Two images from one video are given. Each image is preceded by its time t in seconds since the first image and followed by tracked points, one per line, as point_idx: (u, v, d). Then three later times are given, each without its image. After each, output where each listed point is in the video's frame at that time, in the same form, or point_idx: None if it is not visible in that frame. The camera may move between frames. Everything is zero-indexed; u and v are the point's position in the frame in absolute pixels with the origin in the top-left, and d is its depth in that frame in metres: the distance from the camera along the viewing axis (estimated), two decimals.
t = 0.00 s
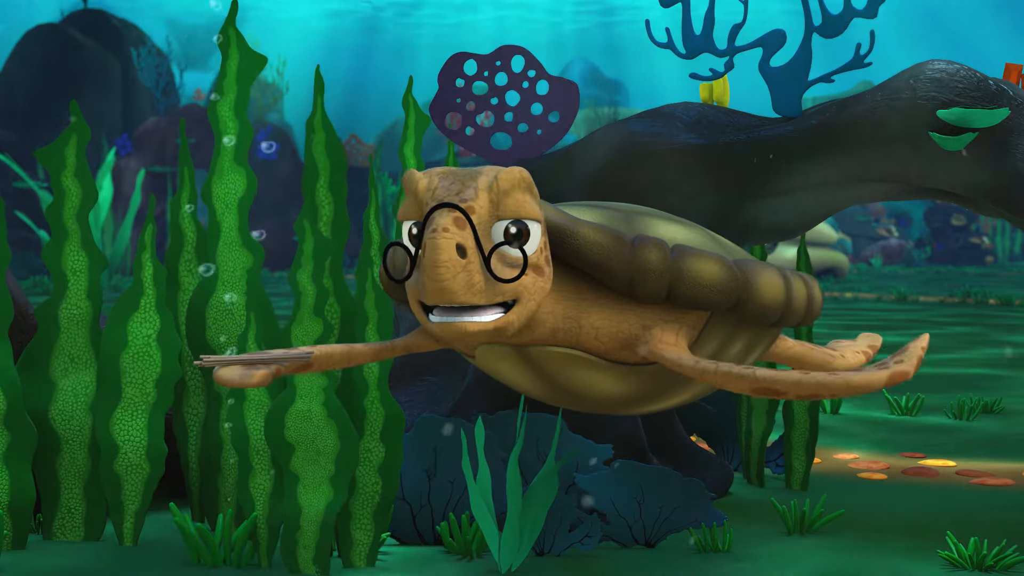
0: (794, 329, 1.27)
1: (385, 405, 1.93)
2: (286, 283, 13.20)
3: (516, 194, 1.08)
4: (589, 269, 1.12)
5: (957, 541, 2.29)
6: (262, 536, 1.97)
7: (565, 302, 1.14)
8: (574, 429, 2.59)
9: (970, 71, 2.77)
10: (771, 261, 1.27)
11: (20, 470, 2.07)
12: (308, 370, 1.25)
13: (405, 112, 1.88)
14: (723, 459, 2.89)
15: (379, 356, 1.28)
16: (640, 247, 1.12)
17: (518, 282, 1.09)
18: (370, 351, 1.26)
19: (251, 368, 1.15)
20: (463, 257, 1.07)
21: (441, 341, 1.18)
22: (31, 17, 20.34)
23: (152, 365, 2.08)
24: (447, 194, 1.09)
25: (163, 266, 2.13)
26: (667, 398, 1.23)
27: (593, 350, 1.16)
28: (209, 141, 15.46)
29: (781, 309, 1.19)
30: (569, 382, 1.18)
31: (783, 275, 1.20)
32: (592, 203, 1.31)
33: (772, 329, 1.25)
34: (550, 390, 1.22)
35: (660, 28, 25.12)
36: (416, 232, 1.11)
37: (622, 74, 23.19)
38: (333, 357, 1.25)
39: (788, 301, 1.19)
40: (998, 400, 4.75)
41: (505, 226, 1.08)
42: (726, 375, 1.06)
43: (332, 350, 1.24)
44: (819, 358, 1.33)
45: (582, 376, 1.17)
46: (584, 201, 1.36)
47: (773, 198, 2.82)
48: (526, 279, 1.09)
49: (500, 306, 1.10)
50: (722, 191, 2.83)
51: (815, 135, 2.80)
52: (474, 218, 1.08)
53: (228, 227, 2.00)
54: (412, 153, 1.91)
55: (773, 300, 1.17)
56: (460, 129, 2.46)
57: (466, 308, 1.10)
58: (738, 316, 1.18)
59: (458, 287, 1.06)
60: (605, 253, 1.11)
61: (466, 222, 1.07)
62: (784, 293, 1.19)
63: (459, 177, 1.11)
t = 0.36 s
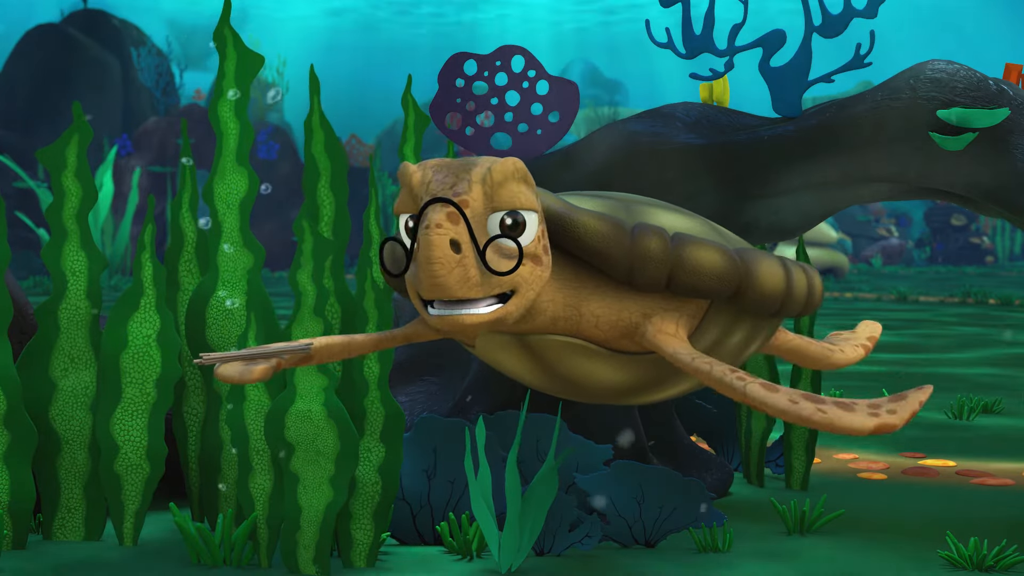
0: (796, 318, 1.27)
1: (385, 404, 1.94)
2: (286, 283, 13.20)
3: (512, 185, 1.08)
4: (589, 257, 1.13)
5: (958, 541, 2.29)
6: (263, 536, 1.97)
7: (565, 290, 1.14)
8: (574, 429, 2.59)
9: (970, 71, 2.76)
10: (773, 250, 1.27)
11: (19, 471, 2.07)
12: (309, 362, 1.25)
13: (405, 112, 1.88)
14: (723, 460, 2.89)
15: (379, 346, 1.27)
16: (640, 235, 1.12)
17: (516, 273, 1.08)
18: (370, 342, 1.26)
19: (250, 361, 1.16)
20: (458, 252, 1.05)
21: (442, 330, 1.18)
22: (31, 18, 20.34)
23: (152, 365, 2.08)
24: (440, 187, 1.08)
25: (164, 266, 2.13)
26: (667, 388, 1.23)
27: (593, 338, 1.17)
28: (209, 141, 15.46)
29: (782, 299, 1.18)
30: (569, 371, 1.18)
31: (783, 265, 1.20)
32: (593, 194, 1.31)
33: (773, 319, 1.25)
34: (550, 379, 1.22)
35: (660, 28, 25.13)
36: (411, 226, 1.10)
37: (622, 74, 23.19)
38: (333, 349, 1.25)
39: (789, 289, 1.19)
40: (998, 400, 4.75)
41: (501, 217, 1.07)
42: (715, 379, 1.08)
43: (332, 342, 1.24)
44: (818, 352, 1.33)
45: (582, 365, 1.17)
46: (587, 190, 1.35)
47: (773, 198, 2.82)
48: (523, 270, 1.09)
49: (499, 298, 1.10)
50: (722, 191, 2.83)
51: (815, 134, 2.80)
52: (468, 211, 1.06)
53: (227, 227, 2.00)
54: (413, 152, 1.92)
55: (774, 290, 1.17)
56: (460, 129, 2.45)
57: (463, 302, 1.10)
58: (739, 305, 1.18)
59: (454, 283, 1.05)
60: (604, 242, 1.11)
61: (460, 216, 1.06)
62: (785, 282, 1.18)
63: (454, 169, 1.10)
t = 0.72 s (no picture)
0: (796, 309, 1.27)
1: (385, 405, 1.94)
2: (286, 283, 13.19)
3: (521, 179, 1.08)
4: (589, 246, 1.13)
5: (958, 541, 2.29)
6: (263, 536, 1.97)
7: (566, 279, 1.14)
8: (574, 429, 2.59)
9: (970, 71, 2.76)
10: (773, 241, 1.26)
11: (19, 471, 2.07)
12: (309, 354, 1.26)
13: (405, 113, 1.88)
14: (723, 460, 2.89)
15: (379, 337, 1.28)
16: (640, 224, 1.13)
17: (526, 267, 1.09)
18: (370, 333, 1.27)
19: (251, 356, 1.16)
20: (472, 250, 1.06)
21: (443, 320, 1.18)
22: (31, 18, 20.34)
23: (152, 364, 2.08)
24: (451, 183, 1.09)
25: (163, 266, 2.13)
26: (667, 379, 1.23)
27: (594, 328, 1.17)
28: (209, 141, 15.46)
29: (782, 288, 1.18)
30: (570, 362, 1.18)
31: (783, 254, 1.19)
32: (595, 185, 1.31)
33: (773, 309, 1.24)
34: (550, 369, 1.21)
35: (660, 28, 25.12)
36: (419, 219, 1.11)
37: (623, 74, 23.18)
38: (334, 340, 1.25)
39: (789, 279, 1.18)
40: (998, 400, 4.75)
41: (512, 212, 1.08)
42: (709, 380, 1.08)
43: (332, 334, 1.25)
44: (816, 352, 1.33)
45: (582, 355, 1.17)
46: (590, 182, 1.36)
47: (773, 198, 2.82)
48: (533, 265, 1.09)
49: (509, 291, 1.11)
50: (721, 191, 2.83)
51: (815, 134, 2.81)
52: (480, 208, 1.07)
53: (228, 227, 2.00)
54: (413, 152, 1.92)
55: (774, 279, 1.17)
56: (459, 129, 2.45)
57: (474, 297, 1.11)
58: (739, 294, 1.19)
59: (468, 281, 1.05)
60: (605, 231, 1.12)
61: (473, 213, 1.06)
62: (786, 271, 1.18)
63: (462, 164, 1.10)
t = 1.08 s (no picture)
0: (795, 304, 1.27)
1: (385, 404, 1.93)
2: (286, 283, 13.19)
3: (527, 174, 1.08)
4: (589, 238, 1.13)
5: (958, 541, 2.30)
6: (262, 536, 1.97)
7: (565, 272, 1.14)
8: (574, 429, 2.60)
9: (970, 71, 2.76)
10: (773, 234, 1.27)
11: (19, 471, 2.07)
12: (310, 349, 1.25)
13: (406, 112, 1.88)
14: (723, 460, 2.89)
15: (379, 331, 1.26)
16: (640, 217, 1.13)
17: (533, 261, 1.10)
18: (370, 327, 1.25)
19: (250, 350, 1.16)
20: (479, 247, 1.06)
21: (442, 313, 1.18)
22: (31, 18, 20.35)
23: (152, 364, 2.08)
24: (455, 180, 1.08)
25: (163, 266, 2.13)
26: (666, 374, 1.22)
27: (594, 321, 1.17)
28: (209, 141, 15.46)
29: (781, 281, 1.18)
30: (571, 356, 1.17)
31: (783, 247, 1.20)
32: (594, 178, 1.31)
33: (773, 303, 1.24)
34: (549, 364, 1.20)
35: (660, 28, 25.12)
36: (422, 215, 1.10)
37: (623, 74, 23.17)
38: (334, 334, 1.23)
39: (789, 272, 1.18)
40: (998, 400, 4.75)
41: (518, 208, 1.08)
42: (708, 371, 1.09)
43: (333, 328, 1.23)
44: (813, 354, 1.34)
45: (583, 349, 1.16)
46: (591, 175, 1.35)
47: (773, 198, 2.82)
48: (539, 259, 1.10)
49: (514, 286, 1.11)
50: (722, 191, 2.83)
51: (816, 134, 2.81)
52: (485, 204, 1.07)
53: (228, 227, 2.00)
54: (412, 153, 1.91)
55: (774, 272, 1.17)
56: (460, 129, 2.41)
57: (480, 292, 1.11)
58: (739, 288, 1.18)
59: (475, 279, 1.07)
60: (605, 223, 1.12)
61: (479, 211, 1.06)
62: (785, 264, 1.18)
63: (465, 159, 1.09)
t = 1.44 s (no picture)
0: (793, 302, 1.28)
1: (385, 404, 1.93)
2: (286, 283, 13.18)
3: (479, 202, 1.02)
4: (590, 236, 1.12)
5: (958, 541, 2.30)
6: (263, 536, 1.97)
7: (566, 271, 1.13)
8: (574, 429, 2.60)
9: (970, 71, 2.75)
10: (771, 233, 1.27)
11: (19, 471, 2.07)
12: (310, 348, 1.25)
13: (405, 112, 1.88)
14: (723, 460, 2.89)
15: (379, 329, 1.26)
16: (641, 215, 1.13)
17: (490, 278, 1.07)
18: (370, 325, 1.25)
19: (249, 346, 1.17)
20: (419, 280, 1.03)
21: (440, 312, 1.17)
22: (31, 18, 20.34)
23: (152, 365, 2.08)
24: (402, 211, 1.05)
25: (163, 266, 2.13)
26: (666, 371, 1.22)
27: (594, 320, 1.17)
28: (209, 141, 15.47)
29: (780, 279, 1.19)
30: (570, 354, 1.17)
31: (782, 246, 1.20)
32: (592, 176, 1.30)
33: (772, 301, 1.25)
34: (548, 362, 1.20)
35: (660, 28, 25.13)
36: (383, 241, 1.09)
37: (623, 74, 23.17)
38: (334, 332, 1.24)
39: (788, 270, 1.19)
40: (998, 400, 4.75)
41: (468, 234, 1.04)
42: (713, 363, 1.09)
43: (332, 326, 1.24)
44: (812, 355, 1.34)
45: (583, 347, 1.16)
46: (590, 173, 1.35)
47: (773, 199, 2.82)
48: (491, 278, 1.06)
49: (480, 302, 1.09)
50: (721, 191, 2.82)
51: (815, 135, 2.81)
52: (428, 234, 1.03)
53: (227, 228, 2.00)
54: (412, 153, 1.91)
55: (773, 270, 1.18)
56: (460, 129, 2.46)
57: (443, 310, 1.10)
58: (738, 286, 1.19)
59: (418, 309, 1.05)
60: (605, 222, 1.11)
61: (418, 243, 1.03)
62: (784, 263, 1.19)
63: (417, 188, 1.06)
